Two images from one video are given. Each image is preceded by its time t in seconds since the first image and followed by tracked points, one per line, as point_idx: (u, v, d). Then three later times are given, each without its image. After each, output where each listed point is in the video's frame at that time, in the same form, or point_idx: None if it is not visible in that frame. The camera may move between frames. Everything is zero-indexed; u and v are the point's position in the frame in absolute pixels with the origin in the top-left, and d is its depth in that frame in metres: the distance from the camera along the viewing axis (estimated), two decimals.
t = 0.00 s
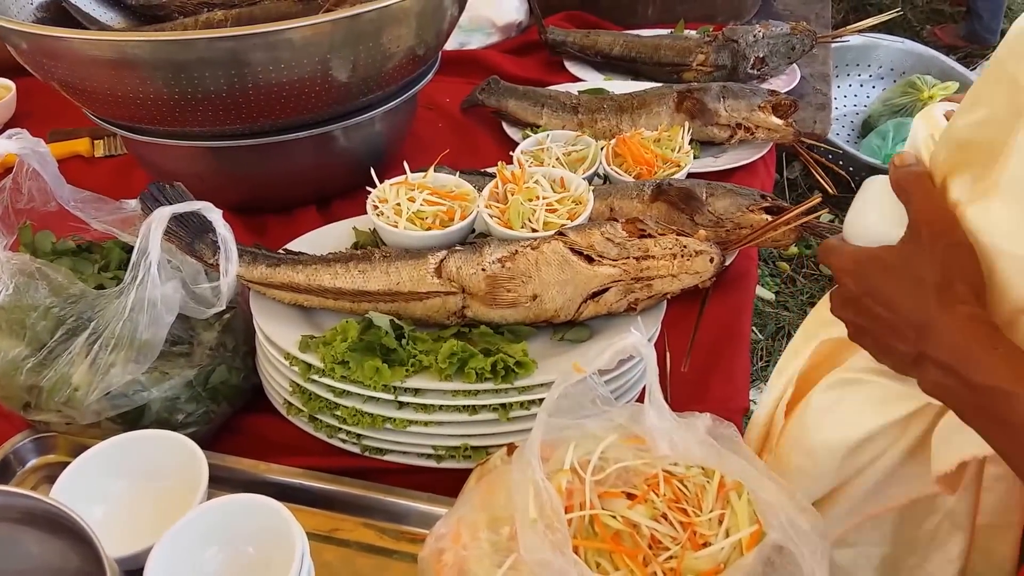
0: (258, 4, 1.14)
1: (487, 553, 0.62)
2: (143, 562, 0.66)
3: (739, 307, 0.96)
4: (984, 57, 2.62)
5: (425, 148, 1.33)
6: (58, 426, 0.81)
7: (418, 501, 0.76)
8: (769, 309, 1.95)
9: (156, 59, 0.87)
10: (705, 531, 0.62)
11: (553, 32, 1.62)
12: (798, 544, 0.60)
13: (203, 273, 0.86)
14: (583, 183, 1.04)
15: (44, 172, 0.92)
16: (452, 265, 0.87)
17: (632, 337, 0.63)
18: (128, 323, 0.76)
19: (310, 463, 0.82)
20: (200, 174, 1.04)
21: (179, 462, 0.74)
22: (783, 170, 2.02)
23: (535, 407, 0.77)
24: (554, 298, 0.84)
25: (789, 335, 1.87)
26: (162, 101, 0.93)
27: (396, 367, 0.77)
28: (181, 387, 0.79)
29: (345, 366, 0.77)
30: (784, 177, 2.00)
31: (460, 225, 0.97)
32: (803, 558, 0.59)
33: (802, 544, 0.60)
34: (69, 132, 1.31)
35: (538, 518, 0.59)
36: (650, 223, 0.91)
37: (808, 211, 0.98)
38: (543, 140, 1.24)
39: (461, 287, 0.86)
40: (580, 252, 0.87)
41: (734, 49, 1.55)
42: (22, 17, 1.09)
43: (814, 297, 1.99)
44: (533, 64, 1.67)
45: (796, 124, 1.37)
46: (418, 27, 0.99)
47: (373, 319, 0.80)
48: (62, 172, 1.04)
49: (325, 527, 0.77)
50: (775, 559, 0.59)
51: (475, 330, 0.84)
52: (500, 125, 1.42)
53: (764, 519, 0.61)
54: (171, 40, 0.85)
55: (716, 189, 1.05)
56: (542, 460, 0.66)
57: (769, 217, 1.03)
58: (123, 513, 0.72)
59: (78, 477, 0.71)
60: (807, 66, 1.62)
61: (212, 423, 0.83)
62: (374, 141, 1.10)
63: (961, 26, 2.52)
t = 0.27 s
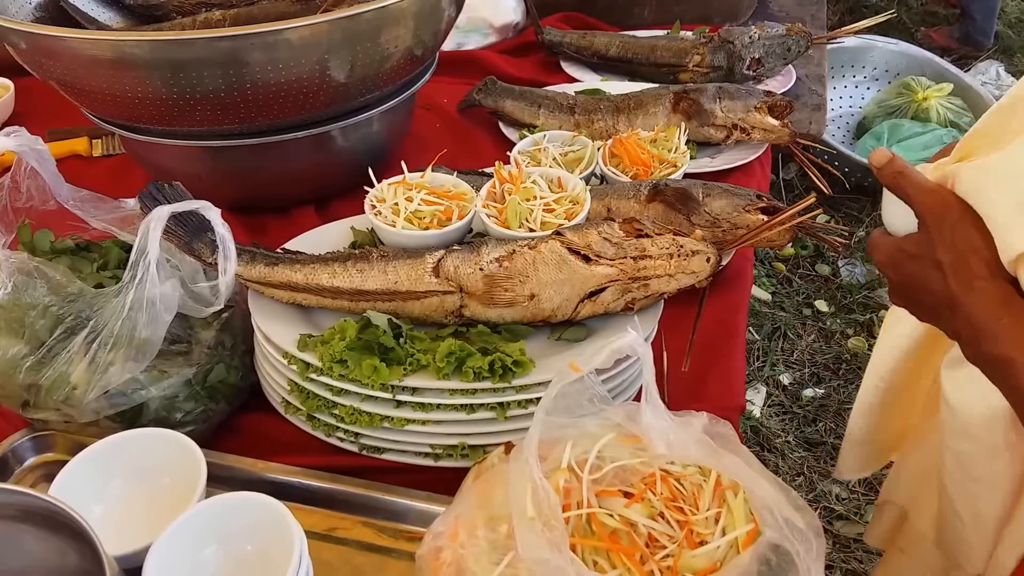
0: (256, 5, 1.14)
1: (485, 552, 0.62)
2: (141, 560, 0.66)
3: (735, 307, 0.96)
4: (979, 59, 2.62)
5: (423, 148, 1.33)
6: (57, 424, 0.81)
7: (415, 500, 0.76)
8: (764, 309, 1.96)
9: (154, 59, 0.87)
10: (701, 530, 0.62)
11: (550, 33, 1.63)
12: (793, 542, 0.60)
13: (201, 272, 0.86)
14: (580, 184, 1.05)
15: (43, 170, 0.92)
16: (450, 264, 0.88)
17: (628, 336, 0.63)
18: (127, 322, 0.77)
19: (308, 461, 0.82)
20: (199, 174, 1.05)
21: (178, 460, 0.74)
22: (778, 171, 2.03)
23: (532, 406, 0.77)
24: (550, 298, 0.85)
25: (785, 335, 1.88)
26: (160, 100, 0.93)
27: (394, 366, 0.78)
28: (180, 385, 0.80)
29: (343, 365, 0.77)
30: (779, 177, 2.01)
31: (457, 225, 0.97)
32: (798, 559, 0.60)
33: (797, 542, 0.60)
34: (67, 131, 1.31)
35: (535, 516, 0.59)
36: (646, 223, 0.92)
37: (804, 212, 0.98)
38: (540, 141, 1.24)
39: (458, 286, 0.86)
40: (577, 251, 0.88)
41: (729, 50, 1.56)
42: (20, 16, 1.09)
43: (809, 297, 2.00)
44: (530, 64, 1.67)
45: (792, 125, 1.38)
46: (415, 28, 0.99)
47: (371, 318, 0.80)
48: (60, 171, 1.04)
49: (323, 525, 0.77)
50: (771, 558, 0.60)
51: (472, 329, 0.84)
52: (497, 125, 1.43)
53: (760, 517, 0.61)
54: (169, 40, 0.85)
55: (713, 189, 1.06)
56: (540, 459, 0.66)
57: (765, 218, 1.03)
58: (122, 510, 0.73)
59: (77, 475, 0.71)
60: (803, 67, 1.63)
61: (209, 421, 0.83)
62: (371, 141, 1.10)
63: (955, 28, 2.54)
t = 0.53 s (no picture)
0: (254, 5, 1.15)
1: (483, 550, 0.62)
2: (140, 559, 0.66)
3: (732, 307, 0.97)
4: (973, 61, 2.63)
5: (421, 148, 1.34)
6: (56, 423, 0.82)
7: (414, 499, 0.76)
8: (760, 309, 1.96)
9: (153, 58, 0.87)
10: (698, 528, 0.62)
11: (547, 34, 1.64)
12: (790, 540, 0.61)
13: (200, 271, 0.87)
14: (578, 183, 1.05)
15: (41, 169, 0.92)
16: (448, 264, 0.88)
17: (627, 335, 0.64)
18: (126, 321, 0.77)
19: (306, 460, 0.82)
20: (197, 173, 1.05)
21: (177, 458, 0.74)
22: (775, 172, 2.03)
23: (530, 405, 0.78)
24: (548, 297, 0.85)
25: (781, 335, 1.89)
26: (159, 100, 0.93)
27: (392, 365, 0.78)
28: (178, 384, 0.80)
29: (342, 364, 0.77)
30: (775, 178, 2.02)
31: (456, 224, 0.97)
32: (795, 557, 0.60)
33: (794, 540, 0.61)
34: (65, 130, 1.31)
35: (534, 514, 0.59)
36: (644, 223, 0.92)
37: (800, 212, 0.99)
38: (537, 141, 1.25)
39: (456, 286, 0.87)
40: (575, 251, 0.88)
41: (726, 51, 1.56)
42: (19, 16, 1.09)
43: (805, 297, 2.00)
44: (527, 65, 1.68)
45: (788, 125, 1.39)
46: (413, 28, 0.99)
47: (370, 317, 0.81)
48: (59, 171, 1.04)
49: (321, 524, 0.77)
50: (768, 556, 0.60)
51: (471, 328, 0.85)
52: (494, 125, 1.43)
53: (756, 515, 0.62)
54: (168, 40, 0.85)
55: (710, 189, 1.06)
56: (538, 458, 0.67)
57: (762, 218, 1.04)
58: (121, 509, 0.73)
59: (77, 474, 0.71)
60: (799, 68, 1.64)
61: (207, 420, 0.84)
62: (369, 141, 1.11)
63: (950, 30, 2.55)
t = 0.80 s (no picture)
0: (253, 5, 1.15)
1: (481, 548, 0.63)
2: (139, 557, 0.67)
3: (729, 306, 0.97)
4: (970, 62, 2.64)
5: (419, 148, 1.34)
6: (55, 421, 0.82)
7: (412, 498, 0.77)
8: (758, 309, 1.97)
9: (153, 58, 0.88)
10: (695, 527, 0.62)
11: (545, 35, 1.64)
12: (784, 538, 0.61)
13: (198, 270, 0.87)
14: (576, 183, 1.05)
15: (40, 169, 0.92)
16: (446, 263, 0.88)
17: (624, 335, 0.64)
18: (126, 320, 0.77)
19: (305, 459, 0.83)
20: (196, 173, 1.05)
21: (176, 457, 0.74)
22: (772, 172, 2.04)
23: (528, 404, 0.78)
24: (546, 296, 0.86)
25: (779, 335, 1.89)
26: (158, 100, 0.93)
27: (390, 364, 0.78)
28: (177, 383, 0.80)
29: (340, 363, 0.78)
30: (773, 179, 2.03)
31: (454, 224, 0.98)
32: (791, 554, 0.62)
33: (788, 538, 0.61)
34: (65, 130, 1.31)
35: (531, 513, 0.60)
36: (642, 223, 0.92)
37: (797, 212, 0.99)
38: (535, 141, 1.25)
39: (454, 285, 0.87)
40: (573, 251, 0.89)
41: (723, 52, 1.57)
42: (18, 16, 1.10)
43: (803, 297, 2.01)
44: (525, 65, 1.68)
45: (786, 126, 1.39)
46: (412, 28, 1.00)
47: (368, 316, 0.81)
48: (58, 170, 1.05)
49: (320, 523, 0.77)
50: (764, 554, 0.61)
51: (469, 327, 0.85)
52: (492, 125, 1.44)
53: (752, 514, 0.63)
54: (167, 40, 0.86)
55: (707, 190, 1.07)
56: (535, 457, 0.67)
57: (759, 218, 1.04)
58: (120, 507, 0.73)
59: (76, 472, 0.72)
60: (796, 69, 1.64)
61: (206, 419, 0.84)
62: (368, 140, 1.11)
63: (947, 31, 2.55)
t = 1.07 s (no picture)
0: (252, 5, 1.15)
1: (479, 546, 0.63)
2: (138, 556, 0.67)
3: (726, 306, 0.98)
4: (968, 62, 2.64)
5: (417, 148, 1.34)
6: (54, 420, 0.82)
7: (410, 497, 0.77)
8: (758, 309, 1.97)
9: (152, 59, 0.88)
10: (692, 526, 0.63)
11: (543, 35, 1.64)
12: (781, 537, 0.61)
13: (197, 270, 0.87)
14: (574, 183, 1.06)
15: (40, 169, 0.92)
16: (444, 263, 0.89)
17: (621, 334, 0.64)
18: (125, 319, 0.77)
19: (304, 458, 0.83)
20: (196, 173, 1.05)
21: (175, 456, 0.74)
22: (771, 172, 2.04)
23: (526, 403, 0.78)
24: (544, 296, 0.86)
25: (778, 335, 1.90)
26: (157, 100, 0.94)
27: (389, 363, 0.79)
28: (176, 382, 0.81)
29: (339, 363, 0.78)
30: (771, 179, 2.03)
31: (452, 224, 0.98)
32: (786, 552, 0.61)
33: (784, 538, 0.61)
34: (65, 130, 1.32)
35: (528, 511, 0.60)
36: (639, 223, 0.93)
37: (794, 212, 1.00)
38: (534, 141, 1.25)
39: (452, 285, 0.87)
40: (571, 250, 0.89)
41: (721, 53, 1.57)
42: (18, 16, 1.10)
43: (801, 298, 2.01)
44: (524, 66, 1.68)
45: (783, 126, 1.39)
46: (411, 29, 1.00)
47: (366, 316, 0.81)
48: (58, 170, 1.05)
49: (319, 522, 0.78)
50: (761, 553, 0.61)
51: (467, 327, 0.85)
52: (491, 125, 1.44)
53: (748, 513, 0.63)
54: (166, 40, 0.86)
55: (704, 190, 1.07)
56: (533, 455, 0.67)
57: (756, 218, 1.05)
58: (119, 506, 0.73)
59: (75, 471, 0.72)
60: (794, 70, 1.64)
61: (205, 418, 0.84)
62: (367, 140, 1.11)
63: (945, 32, 2.56)
